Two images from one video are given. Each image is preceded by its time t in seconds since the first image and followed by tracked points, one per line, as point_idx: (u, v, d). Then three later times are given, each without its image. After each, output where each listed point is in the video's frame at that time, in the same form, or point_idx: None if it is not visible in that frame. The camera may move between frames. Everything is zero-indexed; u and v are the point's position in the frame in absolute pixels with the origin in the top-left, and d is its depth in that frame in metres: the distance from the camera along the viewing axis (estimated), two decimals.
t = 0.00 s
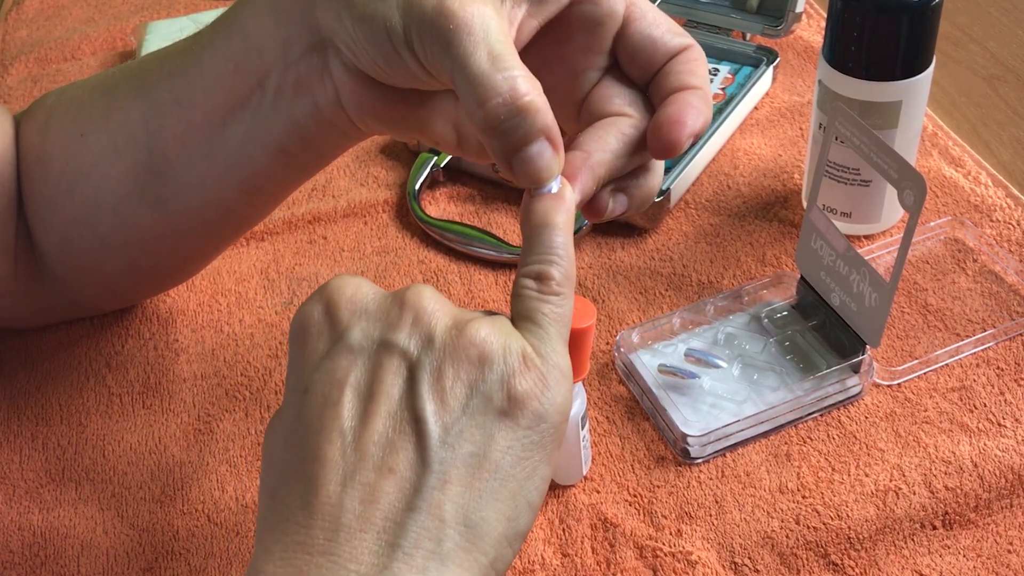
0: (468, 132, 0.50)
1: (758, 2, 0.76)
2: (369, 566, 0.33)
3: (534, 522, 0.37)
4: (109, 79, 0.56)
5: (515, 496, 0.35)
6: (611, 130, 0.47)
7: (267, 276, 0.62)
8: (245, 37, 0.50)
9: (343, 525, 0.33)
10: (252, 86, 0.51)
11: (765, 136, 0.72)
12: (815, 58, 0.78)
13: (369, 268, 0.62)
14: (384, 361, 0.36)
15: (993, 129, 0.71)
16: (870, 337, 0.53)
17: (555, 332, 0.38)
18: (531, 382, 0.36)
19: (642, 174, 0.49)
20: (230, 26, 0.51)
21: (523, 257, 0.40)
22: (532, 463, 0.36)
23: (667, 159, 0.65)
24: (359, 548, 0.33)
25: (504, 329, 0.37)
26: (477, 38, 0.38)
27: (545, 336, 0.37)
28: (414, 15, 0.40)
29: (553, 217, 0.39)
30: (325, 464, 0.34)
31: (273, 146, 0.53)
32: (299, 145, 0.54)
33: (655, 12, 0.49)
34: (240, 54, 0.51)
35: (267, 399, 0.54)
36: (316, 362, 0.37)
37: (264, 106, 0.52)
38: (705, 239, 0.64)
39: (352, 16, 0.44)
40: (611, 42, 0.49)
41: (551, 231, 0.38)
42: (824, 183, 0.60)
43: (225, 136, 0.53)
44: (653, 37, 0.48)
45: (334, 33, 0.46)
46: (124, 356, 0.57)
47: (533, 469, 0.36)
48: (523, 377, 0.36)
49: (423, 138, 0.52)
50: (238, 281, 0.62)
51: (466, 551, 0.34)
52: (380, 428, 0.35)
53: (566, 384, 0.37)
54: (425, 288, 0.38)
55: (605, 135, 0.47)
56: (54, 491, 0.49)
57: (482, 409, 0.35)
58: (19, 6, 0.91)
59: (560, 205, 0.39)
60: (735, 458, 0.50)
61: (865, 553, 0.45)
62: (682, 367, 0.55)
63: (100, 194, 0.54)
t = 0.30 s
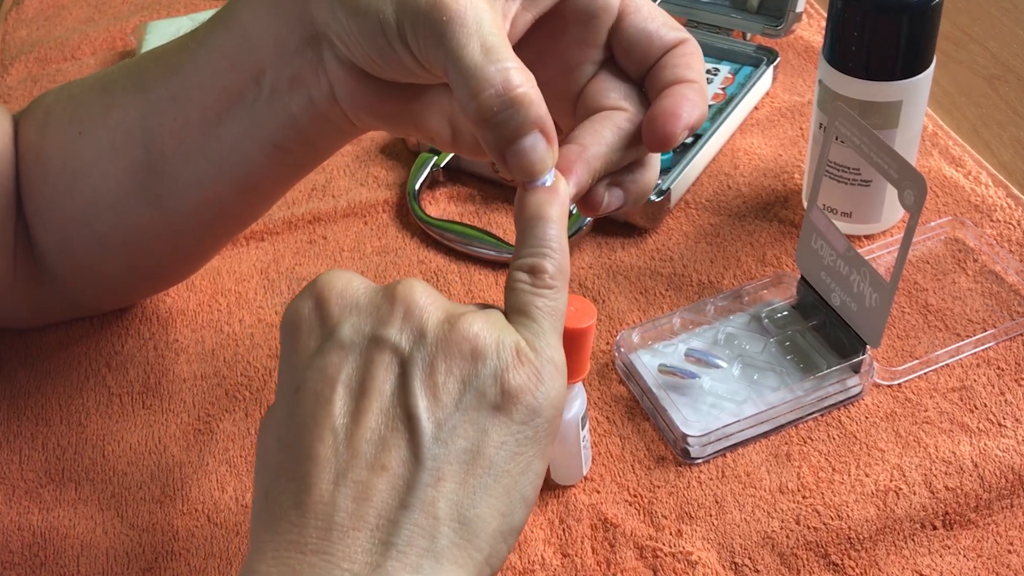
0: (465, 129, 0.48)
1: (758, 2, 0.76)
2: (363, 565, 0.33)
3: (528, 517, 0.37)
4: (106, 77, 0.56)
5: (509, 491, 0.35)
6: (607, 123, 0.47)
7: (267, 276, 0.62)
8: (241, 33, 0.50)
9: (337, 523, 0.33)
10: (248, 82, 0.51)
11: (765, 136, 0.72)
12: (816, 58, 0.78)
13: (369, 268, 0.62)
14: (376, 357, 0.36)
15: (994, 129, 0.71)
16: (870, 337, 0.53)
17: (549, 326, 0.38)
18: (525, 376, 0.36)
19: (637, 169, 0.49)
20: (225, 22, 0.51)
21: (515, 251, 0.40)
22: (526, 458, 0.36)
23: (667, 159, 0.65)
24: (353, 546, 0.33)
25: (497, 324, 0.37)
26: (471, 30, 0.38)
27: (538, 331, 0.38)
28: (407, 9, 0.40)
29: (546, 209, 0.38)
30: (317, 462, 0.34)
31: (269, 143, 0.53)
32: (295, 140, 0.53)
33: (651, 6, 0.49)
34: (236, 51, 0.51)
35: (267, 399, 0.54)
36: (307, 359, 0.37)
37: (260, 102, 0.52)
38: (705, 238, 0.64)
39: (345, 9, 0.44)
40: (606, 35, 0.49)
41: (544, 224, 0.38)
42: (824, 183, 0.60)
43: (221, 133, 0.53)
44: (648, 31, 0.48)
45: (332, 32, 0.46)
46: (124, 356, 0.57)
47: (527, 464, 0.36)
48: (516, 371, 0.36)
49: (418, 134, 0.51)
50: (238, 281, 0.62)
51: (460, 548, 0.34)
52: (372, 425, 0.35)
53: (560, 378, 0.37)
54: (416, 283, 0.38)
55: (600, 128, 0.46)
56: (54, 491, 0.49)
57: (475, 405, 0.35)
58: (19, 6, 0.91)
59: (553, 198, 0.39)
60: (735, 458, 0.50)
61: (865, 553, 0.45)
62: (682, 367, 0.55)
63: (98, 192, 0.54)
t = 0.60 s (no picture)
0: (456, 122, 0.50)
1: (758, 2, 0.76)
2: (358, 564, 0.33)
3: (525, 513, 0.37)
4: (102, 75, 0.56)
5: (504, 488, 0.35)
6: (600, 117, 0.46)
7: (267, 276, 0.62)
8: (233, 29, 0.50)
9: (331, 523, 0.33)
10: (241, 77, 0.51)
11: (766, 136, 0.72)
12: (816, 58, 0.78)
13: (369, 268, 0.62)
14: (368, 356, 0.36)
15: (994, 129, 0.71)
16: (870, 337, 0.53)
17: (543, 322, 0.37)
18: (518, 371, 0.36)
19: (632, 164, 0.48)
20: (217, 18, 0.51)
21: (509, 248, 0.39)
22: (521, 454, 0.36)
23: (666, 159, 0.65)
24: (348, 546, 0.33)
25: (489, 320, 0.37)
26: (461, 22, 0.38)
27: (532, 328, 0.37)
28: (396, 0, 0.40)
29: (539, 202, 0.38)
30: (311, 462, 0.34)
31: (262, 138, 0.53)
32: (290, 134, 0.54)
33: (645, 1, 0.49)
34: (229, 46, 0.51)
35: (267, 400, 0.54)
36: (301, 360, 0.37)
37: (254, 97, 0.52)
38: (705, 239, 0.63)
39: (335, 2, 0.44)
40: (599, 29, 0.49)
41: (539, 216, 0.37)
42: (825, 183, 0.60)
43: (216, 129, 0.53)
44: (641, 23, 0.48)
45: (324, 27, 0.46)
46: (123, 356, 0.56)
47: (522, 460, 0.36)
48: (509, 367, 0.36)
49: (411, 129, 0.52)
50: (238, 281, 0.62)
51: (455, 546, 0.34)
52: (366, 425, 0.35)
53: (555, 373, 0.37)
54: (409, 281, 0.38)
55: (594, 121, 0.46)
56: (54, 492, 0.49)
57: (468, 402, 0.35)
58: (19, 6, 0.91)
59: (548, 189, 0.38)
60: (735, 458, 0.50)
61: (865, 553, 0.45)
62: (682, 367, 0.55)
63: (96, 191, 0.54)
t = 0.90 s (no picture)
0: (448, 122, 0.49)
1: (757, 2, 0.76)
2: (342, 561, 0.33)
3: (513, 510, 0.37)
4: (98, 74, 0.56)
5: (490, 484, 0.35)
6: (591, 108, 0.46)
7: (267, 276, 0.62)
8: (226, 27, 0.51)
9: (315, 520, 0.33)
10: (235, 74, 0.51)
11: (765, 136, 0.72)
12: (816, 58, 0.78)
13: (369, 268, 0.62)
14: (355, 358, 0.36)
15: (994, 129, 0.71)
16: (870, 337, 0.53)
17: (529, 318, 0.37)
18: (502, 369, 0.36)
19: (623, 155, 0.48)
20: (211, 15, 0.51)
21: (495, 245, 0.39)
22: (507, 450, 0.36)
23: (666, 159, 0.65)
24: (331, 542, 0.33)
25: (474, 318, 0.37)
26: (446, 17, 0.38)
27: (517, 325, 0.37)
28: None
29: (527, 198, 0.37)
30: (297, 462, 0.34)
31: (256, 135, 0.53)
32: (285, 133, 0.54)
33: None
34: (222, 43, 0.51)
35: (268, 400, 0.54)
36: (290, 363, 0.37)
37: (247, 93, 0.52)
38: (705, 238, 0.63)
39: None
40: (590, 19, 0.49)
41: (526, 214, 0.37)
42: (825, 183, 0.60)
43: (211, 126, 0.53)
44: (631, 14, 0.48)
45: (314, 23, 0.47)
46: (123, 356, 0.57)
47: (509, 457, 0.36)
48: (493, 364, 0.36)
49: (404, 123, 0.52)
50: (238, 281, 0.62)
51: (440, 542, 0.34)
52: (350, 424, 0.35)
53: (541, 369, 0.36)
54: (396, 283, 0.38)
55: (584, 113, 0.46)
56: (54, 492, 0.49)
57: (452, 400, 0.35)
58: (19, 6, 0.91)
59: (536, 183, 0.38)
60: (735, 458, 0.50)
61: (865, 553, 0.45)
62: (682, 367, 0.55)
63: (93, 190, 0.54)
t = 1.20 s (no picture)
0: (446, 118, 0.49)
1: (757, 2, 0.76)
2: (338, 560, 0.33)
3: (511, 510, 0.36)
4: (98, 74, 0.56)
5: (487, 484, 0.35)
6: (589, 107, 0.46)
7: (268, 276, 0.62)
8: (224, 24, 0.51)
9: (312, 519, 0.33)
10: (235, 73, 0.51)
11: (765, 136, 0.72)
12: (816, 58, 0.78)
13: (369, 268, 0.62)
14: (353, 359, 0.36)
15: (994, 129, 0.71)
16: (870, 337, 0.53)
17: (526, 318, 0.37)
18: (499, 369, 0.36)
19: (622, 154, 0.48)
20: (210, 15, 0.51)
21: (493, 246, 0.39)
22: (504, 450, 0.36)
23: (666, 159, 0.65)
24: (328, 541, 0.33)
25: (470, 319, 0.37)
26: (443, 17, 0.38)
27: (514, 325, 0.37)
28: None
29: (522, 199, 0.37)
30: (294, 461, 0.34)
31: (256, 134, 0.53)
32: (285, 132, 0.54)
33: None
34: (222, 41, 0.51)
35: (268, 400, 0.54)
36: (289, 363, 0.37)
37: (247, 92, 0.52)
38: (705, 238, 0.63)
39: None
40: (589, 18, 0.49)
41: (523, 214, 0.37)
42: (825, 183, 0.60)
43: (211, 126, 0.53)
44: (630, 13, 0.47)
45: (313, 20, 0.46)
46: (123, 356, 0.56)
47: (506, 456, 0.36)
48: (490, 365, 0.36)
49: (402, 120, 0.52)
50: (238, 281, 0.62)
51: (437, 542, 0.34)
52: (348, 423, 0.35)
53: (538, 370, 0.37)
54: (395, 284, 0.39)
55: (582, 112, 0.46)
56: (54, 492, 0.49)
57: (449, 400, 0.35)
58: (19, 6, 0.91)
59: (533, 183, 0.38)
60: (735, 458, 0.50)
61: (865, 553, 0.45)
62: (682, 367, 0.55)
63: (93, 189, 0.54)
